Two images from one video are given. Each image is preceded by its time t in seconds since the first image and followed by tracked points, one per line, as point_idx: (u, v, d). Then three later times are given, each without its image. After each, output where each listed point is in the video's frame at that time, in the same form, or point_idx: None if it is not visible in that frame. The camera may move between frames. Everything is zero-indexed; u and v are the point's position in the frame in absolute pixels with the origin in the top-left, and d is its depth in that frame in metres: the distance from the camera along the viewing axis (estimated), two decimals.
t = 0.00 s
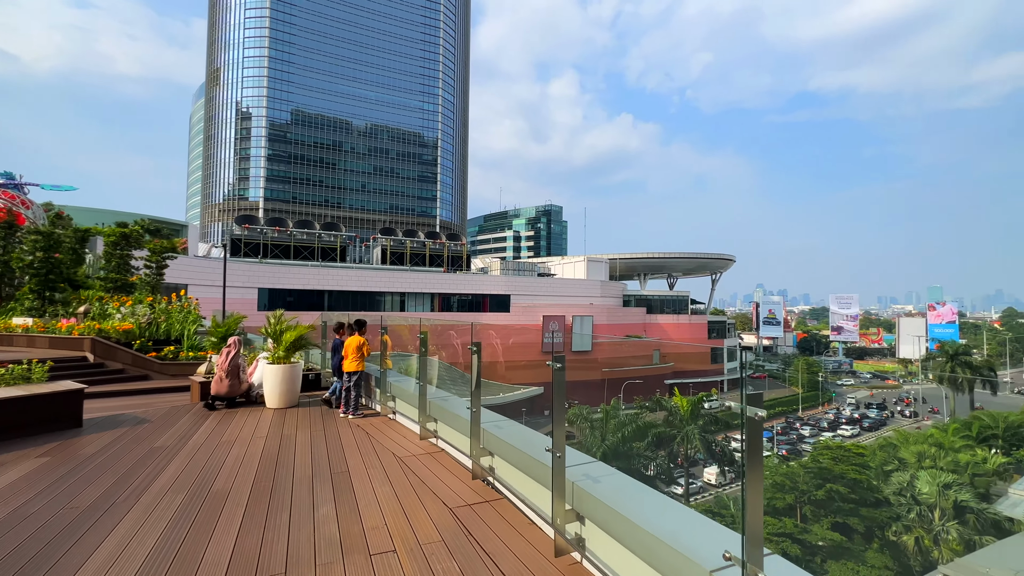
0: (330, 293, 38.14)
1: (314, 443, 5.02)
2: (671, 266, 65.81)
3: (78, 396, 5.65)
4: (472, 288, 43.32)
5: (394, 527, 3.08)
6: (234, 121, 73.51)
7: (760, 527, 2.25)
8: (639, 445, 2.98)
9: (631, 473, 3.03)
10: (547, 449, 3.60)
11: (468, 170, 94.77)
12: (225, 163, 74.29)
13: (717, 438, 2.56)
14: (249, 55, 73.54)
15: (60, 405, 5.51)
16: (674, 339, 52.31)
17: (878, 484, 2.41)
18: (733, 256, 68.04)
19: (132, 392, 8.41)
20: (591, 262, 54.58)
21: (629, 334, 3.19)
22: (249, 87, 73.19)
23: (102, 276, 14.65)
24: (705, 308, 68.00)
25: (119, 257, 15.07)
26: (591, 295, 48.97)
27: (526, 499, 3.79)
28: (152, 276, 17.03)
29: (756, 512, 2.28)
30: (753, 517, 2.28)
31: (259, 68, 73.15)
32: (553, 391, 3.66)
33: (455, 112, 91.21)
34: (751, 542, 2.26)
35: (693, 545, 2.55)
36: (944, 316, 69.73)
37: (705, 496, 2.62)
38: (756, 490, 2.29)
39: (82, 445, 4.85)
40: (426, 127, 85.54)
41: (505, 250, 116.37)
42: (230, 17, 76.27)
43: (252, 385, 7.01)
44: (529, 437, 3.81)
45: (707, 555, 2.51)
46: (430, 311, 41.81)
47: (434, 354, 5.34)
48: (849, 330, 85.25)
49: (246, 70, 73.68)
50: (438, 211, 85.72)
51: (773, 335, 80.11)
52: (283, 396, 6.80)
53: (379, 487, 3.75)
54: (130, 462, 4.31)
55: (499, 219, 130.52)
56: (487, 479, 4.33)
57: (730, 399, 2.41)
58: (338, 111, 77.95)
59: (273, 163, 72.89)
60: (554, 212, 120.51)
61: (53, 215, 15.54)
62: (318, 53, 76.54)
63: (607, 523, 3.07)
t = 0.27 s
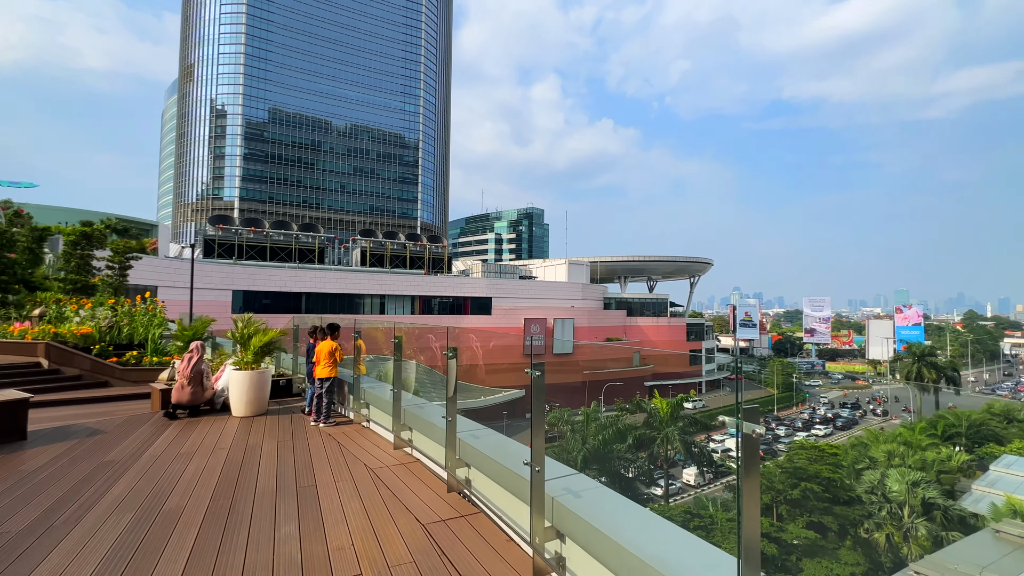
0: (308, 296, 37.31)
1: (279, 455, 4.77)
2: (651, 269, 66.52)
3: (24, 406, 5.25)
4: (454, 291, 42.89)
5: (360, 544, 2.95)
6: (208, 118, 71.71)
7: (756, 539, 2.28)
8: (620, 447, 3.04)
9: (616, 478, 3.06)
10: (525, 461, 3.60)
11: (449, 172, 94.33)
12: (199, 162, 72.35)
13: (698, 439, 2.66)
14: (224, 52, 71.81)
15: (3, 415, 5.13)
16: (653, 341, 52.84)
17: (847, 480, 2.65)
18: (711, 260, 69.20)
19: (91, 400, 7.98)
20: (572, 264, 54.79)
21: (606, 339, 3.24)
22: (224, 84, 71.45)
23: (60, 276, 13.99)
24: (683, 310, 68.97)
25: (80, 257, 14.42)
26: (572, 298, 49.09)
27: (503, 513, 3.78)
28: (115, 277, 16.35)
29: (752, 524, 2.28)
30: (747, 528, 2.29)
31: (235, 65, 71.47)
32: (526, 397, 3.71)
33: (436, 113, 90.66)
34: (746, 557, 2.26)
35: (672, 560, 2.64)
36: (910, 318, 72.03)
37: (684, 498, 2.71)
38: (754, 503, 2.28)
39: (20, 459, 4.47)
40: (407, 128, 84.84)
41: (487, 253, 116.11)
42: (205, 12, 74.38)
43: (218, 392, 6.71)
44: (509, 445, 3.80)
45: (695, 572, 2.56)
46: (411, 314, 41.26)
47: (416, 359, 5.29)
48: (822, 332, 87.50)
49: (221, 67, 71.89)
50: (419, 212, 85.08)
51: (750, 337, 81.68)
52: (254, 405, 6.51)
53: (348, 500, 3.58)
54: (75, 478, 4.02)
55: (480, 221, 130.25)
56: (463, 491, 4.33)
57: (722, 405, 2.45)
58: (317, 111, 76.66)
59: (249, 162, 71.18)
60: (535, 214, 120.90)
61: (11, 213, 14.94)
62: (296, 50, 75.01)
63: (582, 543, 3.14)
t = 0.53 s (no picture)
0: (287, 298, 36.49)
1: (243, 463, 4.60)
2: (633, 272, 67.16)
3: None
4: (436, 293, 42.46)
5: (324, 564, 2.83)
6: (183, 115, 69.90)
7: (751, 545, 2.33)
8: (602, 450, 3.11)
9: (596, 479, 3.13)
10: (500, 475, 3.65)
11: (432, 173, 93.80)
12: (173, 160, 70.45)
13: (680, 436, 2.78)
14: (200, 48, 70.11)
15: None
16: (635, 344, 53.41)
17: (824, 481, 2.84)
18: (691, 263, 70.27)
19: (45, 408, 7.49)
20: (555, 267, 54.97)
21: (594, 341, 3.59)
22: (200, 81, 69.71)
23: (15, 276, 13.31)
24: (664, 313, 69.89)
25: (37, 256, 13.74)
26: (555, 300, 49.17)
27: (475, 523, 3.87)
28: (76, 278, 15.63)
29: (746, 535, 2.32)
30: (741, 542, 2.33)
31: (211, 61, 69.76)
32: (501, 405, 3.75)
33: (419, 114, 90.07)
34: (743, 563, 2.33)
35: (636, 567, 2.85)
36: (881, 320, 74.35)
37: (666, 499, 2.77)
38: (748, 503, 2.35)
39: None
40: (390, 129, 84.09)
41: (470, 255, 115.74)
42: (180, 7, 72.52)
43: (181, 399, 6.39)
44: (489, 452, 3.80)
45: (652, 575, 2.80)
46: (392, 316, 40.80)
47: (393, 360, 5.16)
48: (797, 334, 89.59)
49: (197, 63, 70.13)
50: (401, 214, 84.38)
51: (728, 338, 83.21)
52: (217, 409, 6.18)
53: (313, 517, 3.45)
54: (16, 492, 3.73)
55: (464, 223, 129.88)
56: (436, 503, 4.32)
57: (711, 404, 2.51)
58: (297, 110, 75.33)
59: (225, 161, 69.41)
60: (519, 217, 121.18)
61: None
62: (275, 48, 73.61)
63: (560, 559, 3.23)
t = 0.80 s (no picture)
0: (266, 299, 35.67)
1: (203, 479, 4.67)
2: (616, 274, 67.58)
3: None
4: (420, 295, 41.99)
5: None
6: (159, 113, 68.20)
7: (744, 548, 2.46)
8: (586, 454, 3.29)
9: (580, 481, 3.30)
10: (471, 492, 3.74)
11: (416, 174, 93.10)
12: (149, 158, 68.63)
13: (664, 440, 2.92)
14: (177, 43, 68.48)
15: None
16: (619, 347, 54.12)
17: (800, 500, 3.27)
18: (674, 266, 71.00)
19: None
20: (540, 269, 55.03)
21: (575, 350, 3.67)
22: (176, 77, 68.03)
23: None
24: (647, 315, 70.53)
25: None
26: (540, 302, 49.12)
27: (449, 540, 3.91)
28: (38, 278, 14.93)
29: (740, 540, 2.45)
30: (737, 548, 2.45)
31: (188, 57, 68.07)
32: (476, 412, 3.85)
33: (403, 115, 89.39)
34: (736, 566, 2.44)
35: None
36: (857, 321, 76.23)
37: (648, 500, 2.90)
38: (744, 518, 2.46)
39: None
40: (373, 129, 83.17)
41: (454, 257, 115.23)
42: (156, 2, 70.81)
43: (143, 408, 6.26)
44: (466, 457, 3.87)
45: None
46: (375, 318, 40.20)
47: (372, 361, 5.20)
48: (777, 336, 91.40)
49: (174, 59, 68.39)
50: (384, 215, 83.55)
51: (710, 340, 84.28)
52: (181, 416, 6.16)
53: (277, 537, 3.72)
54: None
55: (448, 225, 129.33)
56: (408, 518, 4.42)
57: (697, 404, 2.49)
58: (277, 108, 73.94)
59: (203, 160, 67.75)
60: (503, 219, 121.27)
61: None
62: (255, 45, 72.20)
63: None
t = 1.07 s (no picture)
0: (248, 301, 34.92)
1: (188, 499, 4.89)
2: (602, 276, 67.87)
3: None
4: (406, 297, 41.58)
5: None
6: (137, 109, 66.56)
7: (748, 557, 2.65)
8: (572, 455, 3.51)
9: (565, 483, 3.50)
10: (446, 510, 3.91)
11: (401, 175, 92.43)
12: (126, 156, 66.94)
13: (649, 443, 3.15)
14: (155, 38, 66.95)
15: None
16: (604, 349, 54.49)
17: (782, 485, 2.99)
18: (658, 268, 71.54)
19: None
20: (526, 271, 54.94)
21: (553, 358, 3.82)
22: (155, 74, 66.48)
23: None
24: (632, 316, 70.98)
25: None
26: (526, 304, 49.02)
27: (421, 556, 4.09)
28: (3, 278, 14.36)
29: (744, 551, 2.64)
30: (740, 557, 2.65)
31: (167, 53, 66.56)
32: (452, 416, 4.00)
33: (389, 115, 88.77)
34: (737, 567, 2.63)
35: None
36: (836, 323, 77.65)
37: (634, 501, 3.08)
38: (746, 531, 2.65)
39: None
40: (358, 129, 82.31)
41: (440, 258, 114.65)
42: None
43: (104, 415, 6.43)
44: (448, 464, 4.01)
45: None
46: (360, 320, 39.63)
47: (346, 364, 5.53)
48: (759, 337, 92.68)
49: (152, 55, 66.82)
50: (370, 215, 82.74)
51: (694, 342, 85.09)
52: (145, 422, 6.49)
53: (241, 559, 3.94)
54: None
55: (434, 226, 128.66)
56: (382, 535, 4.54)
57: (689, 402, 2.85)
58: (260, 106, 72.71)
59: (183, 158, 66.26)
60: (490, 221, 121.03)
61: None
62: (237, 42, 70.93)
63: None
